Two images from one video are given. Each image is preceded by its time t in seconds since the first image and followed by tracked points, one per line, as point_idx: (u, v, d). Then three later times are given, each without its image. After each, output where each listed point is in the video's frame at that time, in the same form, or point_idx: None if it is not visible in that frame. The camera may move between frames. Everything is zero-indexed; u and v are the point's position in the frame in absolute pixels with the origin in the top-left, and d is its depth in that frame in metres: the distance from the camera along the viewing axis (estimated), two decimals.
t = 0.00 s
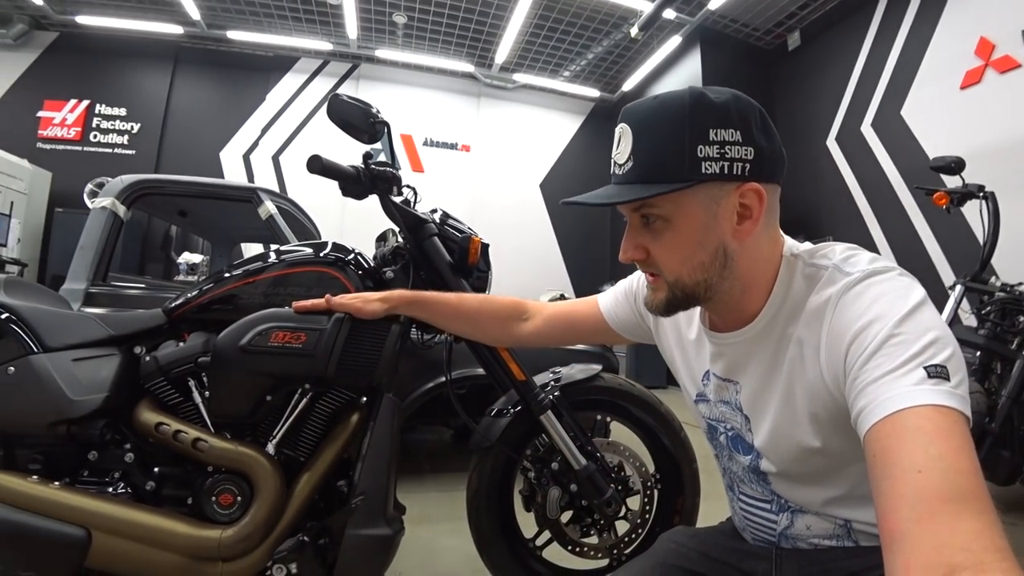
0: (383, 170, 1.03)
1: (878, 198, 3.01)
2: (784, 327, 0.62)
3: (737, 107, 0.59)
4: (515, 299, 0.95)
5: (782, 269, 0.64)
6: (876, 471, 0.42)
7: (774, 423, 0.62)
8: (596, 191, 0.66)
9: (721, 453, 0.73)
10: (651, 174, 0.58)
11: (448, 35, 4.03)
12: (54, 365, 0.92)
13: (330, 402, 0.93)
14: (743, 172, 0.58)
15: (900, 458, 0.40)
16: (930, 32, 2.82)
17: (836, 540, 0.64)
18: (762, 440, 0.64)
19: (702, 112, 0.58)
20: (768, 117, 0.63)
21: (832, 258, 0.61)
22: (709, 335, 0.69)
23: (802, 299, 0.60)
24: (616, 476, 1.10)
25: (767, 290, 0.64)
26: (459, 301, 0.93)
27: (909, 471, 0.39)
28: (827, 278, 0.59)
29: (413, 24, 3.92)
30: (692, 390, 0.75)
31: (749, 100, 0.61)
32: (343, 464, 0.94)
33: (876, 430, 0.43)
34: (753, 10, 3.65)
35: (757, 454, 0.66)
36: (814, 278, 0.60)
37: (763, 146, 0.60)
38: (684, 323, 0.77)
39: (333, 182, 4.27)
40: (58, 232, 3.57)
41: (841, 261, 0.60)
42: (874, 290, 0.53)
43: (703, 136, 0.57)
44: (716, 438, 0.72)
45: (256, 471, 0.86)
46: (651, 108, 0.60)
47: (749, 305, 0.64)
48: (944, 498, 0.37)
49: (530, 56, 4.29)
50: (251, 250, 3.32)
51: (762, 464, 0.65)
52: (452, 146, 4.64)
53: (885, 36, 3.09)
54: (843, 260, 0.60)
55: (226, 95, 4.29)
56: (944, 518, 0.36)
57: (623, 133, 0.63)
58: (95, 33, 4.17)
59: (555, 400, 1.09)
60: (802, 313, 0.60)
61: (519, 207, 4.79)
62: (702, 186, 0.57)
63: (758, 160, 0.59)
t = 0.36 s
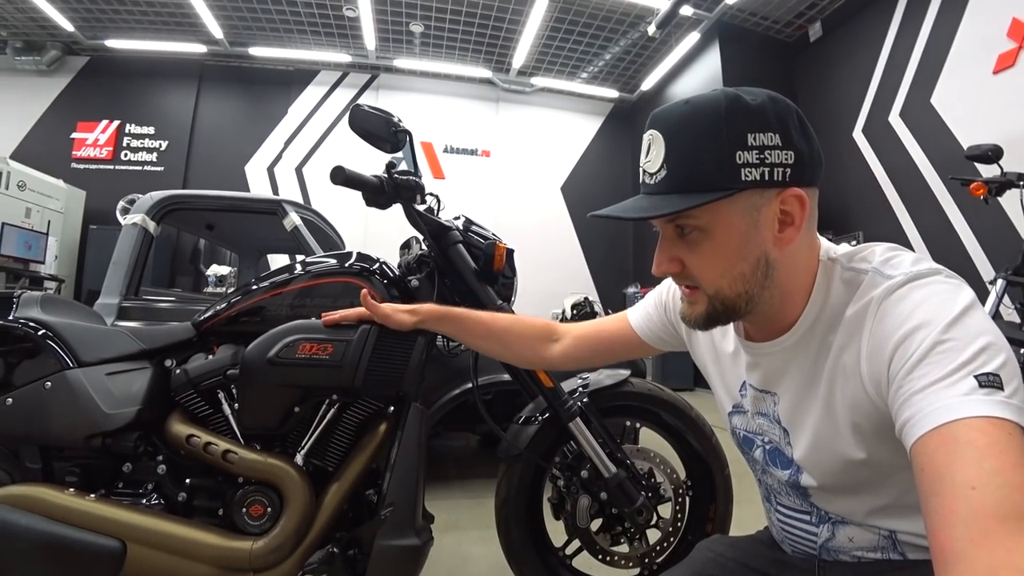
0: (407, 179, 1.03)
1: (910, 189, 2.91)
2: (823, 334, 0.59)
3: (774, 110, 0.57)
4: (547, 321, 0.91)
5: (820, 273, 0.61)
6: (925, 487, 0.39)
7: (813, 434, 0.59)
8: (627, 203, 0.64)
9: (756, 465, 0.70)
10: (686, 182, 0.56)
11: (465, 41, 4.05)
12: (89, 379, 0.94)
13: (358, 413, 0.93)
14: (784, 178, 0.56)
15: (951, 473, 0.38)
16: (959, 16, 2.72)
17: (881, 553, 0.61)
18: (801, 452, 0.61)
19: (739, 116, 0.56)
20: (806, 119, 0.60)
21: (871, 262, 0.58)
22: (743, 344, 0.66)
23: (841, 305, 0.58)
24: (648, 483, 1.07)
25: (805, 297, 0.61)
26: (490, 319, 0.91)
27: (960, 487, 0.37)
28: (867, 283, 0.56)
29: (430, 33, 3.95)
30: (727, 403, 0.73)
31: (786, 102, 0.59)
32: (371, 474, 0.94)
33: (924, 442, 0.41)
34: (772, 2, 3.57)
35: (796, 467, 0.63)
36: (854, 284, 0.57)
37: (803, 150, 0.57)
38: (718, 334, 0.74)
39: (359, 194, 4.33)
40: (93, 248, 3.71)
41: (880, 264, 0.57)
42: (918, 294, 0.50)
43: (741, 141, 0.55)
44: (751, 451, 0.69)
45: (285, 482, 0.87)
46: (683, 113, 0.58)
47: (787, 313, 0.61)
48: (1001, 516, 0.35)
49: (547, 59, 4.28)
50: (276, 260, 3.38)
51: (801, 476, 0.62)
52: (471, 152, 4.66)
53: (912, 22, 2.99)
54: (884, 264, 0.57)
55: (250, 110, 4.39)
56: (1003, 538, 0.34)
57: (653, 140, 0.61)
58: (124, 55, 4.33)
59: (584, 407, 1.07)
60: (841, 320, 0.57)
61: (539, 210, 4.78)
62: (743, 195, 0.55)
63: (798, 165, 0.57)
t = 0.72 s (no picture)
0: (404, 174, 1.03)
1: (908, 193, 2.92)
2: (810, 332, 0.59)
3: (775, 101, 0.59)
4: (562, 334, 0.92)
5: (806, 273, 0.61)
6: (913, 483, 0.40)
7: (802, 432, 0.59)
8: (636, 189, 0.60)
9: (746, 465, 0.71)
10: (710, 160, 0.55)
11: (466, 39, 4.05)
12: (85, 370, 0.94)
13: (353, 407, 0.93)
14: (793, 160, 0.57)
15: (940, 467, 0.38)
16: (959, 21, 2.73)
17: (870, 551, 0.61)
18: (790, 450, 0.61)
19: (755, 99, 0.57)
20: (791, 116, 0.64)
21: (855, 260, 0.59)
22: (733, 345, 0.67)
23: (827, 303, 0.58)
24: (641, 480, 1.07)
25: (795, 293, 0.61)
26: (519, 329, 0.90)
27: (949, 480, 0.37)
28: (852, 281, 0.56)
29: (431, 29, 3.94)
30: (715, 404, 0.73)
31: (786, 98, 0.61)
32: (365, 468, 0.94)
33: (911, 438, 0.41)
34: (774, 4, 3.57)
35: (785, 465, 0.63)
36: (839, 282, 0.58)
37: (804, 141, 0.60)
38: (705, 332, 0.75)
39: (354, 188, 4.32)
40: (90, 240, 3.70)
41: (865, 262, 0.58)
42: (903, 291, 0.51)
43: (759, 122, 0.56)
44: (740, 451, 0.70)
45: (279, 475, 0.87)
46: (699, 94, 0.57)
47: (781, 308, 0.61)
48: (989, 508, 0.35)
49: (548, 58, 4.28)
50: (273, 254, 3.38)
51: (790, 475, 0.63)
52: (471, 149, 4.66)
53: (912, 26, 3.00)
54: (868, 262, 0.58)
55: (250, 104, 4.38)
56: (991, 530, 0.34)
57: (665, 124, 0.58)
58: (124, 47, 4.31)
59: (578, 403, 1.08)
60: (827, 319, 0.58)
61: (538, 209, 4.78)
62: (763, 172, 0.55)
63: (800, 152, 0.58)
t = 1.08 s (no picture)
0: (369, 165, 1.00)
1: (861, 210, 3.06)
2: (776, 340, 0.60)
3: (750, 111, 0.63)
4: (528, 339, 0.91)
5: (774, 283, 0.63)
6: (871, 489, 0.41)
7: (762, 439, 0.60)
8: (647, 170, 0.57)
9: (705, 470, 0.71)
10: (725, 147, 0.54)
11: (441, 33, 4.00)
12: (14, 359, 0.87)
13: (304, 404, 0.90)
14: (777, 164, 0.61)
15: (897, 474, 0.39)
16: (916, 50, 2.87)
17: (819, 554, 0.63)
18: (748, 455, 0.62)
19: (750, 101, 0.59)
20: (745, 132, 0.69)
21: (822, 273, 0.60)
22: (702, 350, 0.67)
23: (794, 313, 0.59)
24: (598, 483, 1.08)
25: (767, 300, 0.62)
26: (481, 332, 0.89)
27: (906, 487, 0.38)
28: (819, 293, 0.58)
29: (406, 21, 3.87)
30: (678, 408, 0.73)
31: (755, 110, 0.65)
32: (317, 467, 0.91)
33: (871, 445, 0.42)
34: (745, 20, 3.67)
35: (743, 470, 0.64)
36: (805, 293, 0.59)
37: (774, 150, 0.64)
38: (671, 338, 0.75)
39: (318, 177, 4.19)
40: (30, 218, 3.46)
41: (831, 275, 0.59)
42: (866, 305, 0.52)
43: (758, 122, 0.58)
44: (701, 456, 0.70)
45: (224, 474, 0.83)
46: (709, 87, 0.57)
47: (750, 313, 0.62)
48: (943, 516, 0.36)
49: (523, 57, 4.27)
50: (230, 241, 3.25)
51: (748, 480, 0.64)
52: (441, 145, 4.61)
53: (873, 52, 3.14)
54: (833, 275, 0.59)
55: (211, 84, 4.20)
56: (944, 536, 0.35)
57: (678, 110, 0.56)
58: (77, 14, 4.05)
59: (537, 405, 1.07)
60: (793, 327, 0.59)
61: (507, 208, 4.77)
62: (763, 167, 0.58)
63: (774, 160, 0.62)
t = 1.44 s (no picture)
0: (347, 162, 0.99)
1: (837, 215, 3.13)
2: (754, 345, 0.61)
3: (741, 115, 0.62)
4: (505, 336, 0.91)
5: (754, 288, 0.64)
6: (842, 491, 0.42)
7: (739, 442, 0.61)
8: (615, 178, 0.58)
9: (684, 471, 0.72)
10: (690, 157, 0.55)
11: (424, 29, 3.97)
12: None
13: (279, 403, 0.89)
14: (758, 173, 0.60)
15: (867, 476, 0.40)
16: (891, 59, 2.95)
17: (792, 553, 0.65)
18: (726, 459, 0.63)
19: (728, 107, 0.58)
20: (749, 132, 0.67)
21: (799, 279, 0.62)
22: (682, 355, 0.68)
23: (772, 318, 0.61)
24: (575, 483, 1.09)
25: (745, 303, 0.63)
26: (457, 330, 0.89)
27: (875, 489, 0.39)
28: (796, 299, 0.59)
29: (389, 15, 3.83)
30: (658, 410, 0.74)
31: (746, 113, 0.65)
32: (292, 468, 0.90)
33: (844, 448, 0.43)
34: (727, 24, 3.73)
35: (719, 473, 0.65)
36: (784, 299, 0.61)
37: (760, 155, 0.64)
38: (652, 340, 0.76)
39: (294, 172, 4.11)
40: None
41: (808, 282, 0.61)
42: (840, 312, 0.54)
43: (734, 130, 0.57)
44: (679, 458, 0.71)
45: (196, 474, 0.81)
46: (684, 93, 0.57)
47: (727, 320, 0.63)
48: (909, 518, 0.37)
49: (506, 55, 4.26)
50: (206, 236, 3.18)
51: (724, 482, 0.65)
52: (422, 141, 4.58)
53: (849, 60, 3.22)
54: (810, 282, 0.61)
55: (186, 74, 4.10)
56: (909, 537, 0.37)
57: (649, 117, 0.57)
58: None
59: (514, 406, 1.08)
60: (771, 333, 0.60)
61: (490, 206, 4.77)
62: (735, 178, 0.57)
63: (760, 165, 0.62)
